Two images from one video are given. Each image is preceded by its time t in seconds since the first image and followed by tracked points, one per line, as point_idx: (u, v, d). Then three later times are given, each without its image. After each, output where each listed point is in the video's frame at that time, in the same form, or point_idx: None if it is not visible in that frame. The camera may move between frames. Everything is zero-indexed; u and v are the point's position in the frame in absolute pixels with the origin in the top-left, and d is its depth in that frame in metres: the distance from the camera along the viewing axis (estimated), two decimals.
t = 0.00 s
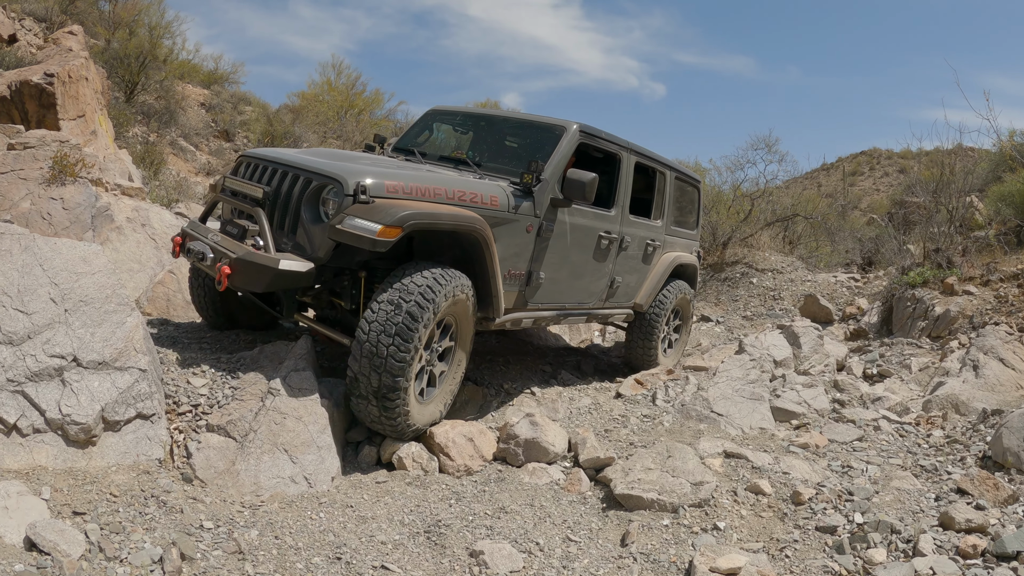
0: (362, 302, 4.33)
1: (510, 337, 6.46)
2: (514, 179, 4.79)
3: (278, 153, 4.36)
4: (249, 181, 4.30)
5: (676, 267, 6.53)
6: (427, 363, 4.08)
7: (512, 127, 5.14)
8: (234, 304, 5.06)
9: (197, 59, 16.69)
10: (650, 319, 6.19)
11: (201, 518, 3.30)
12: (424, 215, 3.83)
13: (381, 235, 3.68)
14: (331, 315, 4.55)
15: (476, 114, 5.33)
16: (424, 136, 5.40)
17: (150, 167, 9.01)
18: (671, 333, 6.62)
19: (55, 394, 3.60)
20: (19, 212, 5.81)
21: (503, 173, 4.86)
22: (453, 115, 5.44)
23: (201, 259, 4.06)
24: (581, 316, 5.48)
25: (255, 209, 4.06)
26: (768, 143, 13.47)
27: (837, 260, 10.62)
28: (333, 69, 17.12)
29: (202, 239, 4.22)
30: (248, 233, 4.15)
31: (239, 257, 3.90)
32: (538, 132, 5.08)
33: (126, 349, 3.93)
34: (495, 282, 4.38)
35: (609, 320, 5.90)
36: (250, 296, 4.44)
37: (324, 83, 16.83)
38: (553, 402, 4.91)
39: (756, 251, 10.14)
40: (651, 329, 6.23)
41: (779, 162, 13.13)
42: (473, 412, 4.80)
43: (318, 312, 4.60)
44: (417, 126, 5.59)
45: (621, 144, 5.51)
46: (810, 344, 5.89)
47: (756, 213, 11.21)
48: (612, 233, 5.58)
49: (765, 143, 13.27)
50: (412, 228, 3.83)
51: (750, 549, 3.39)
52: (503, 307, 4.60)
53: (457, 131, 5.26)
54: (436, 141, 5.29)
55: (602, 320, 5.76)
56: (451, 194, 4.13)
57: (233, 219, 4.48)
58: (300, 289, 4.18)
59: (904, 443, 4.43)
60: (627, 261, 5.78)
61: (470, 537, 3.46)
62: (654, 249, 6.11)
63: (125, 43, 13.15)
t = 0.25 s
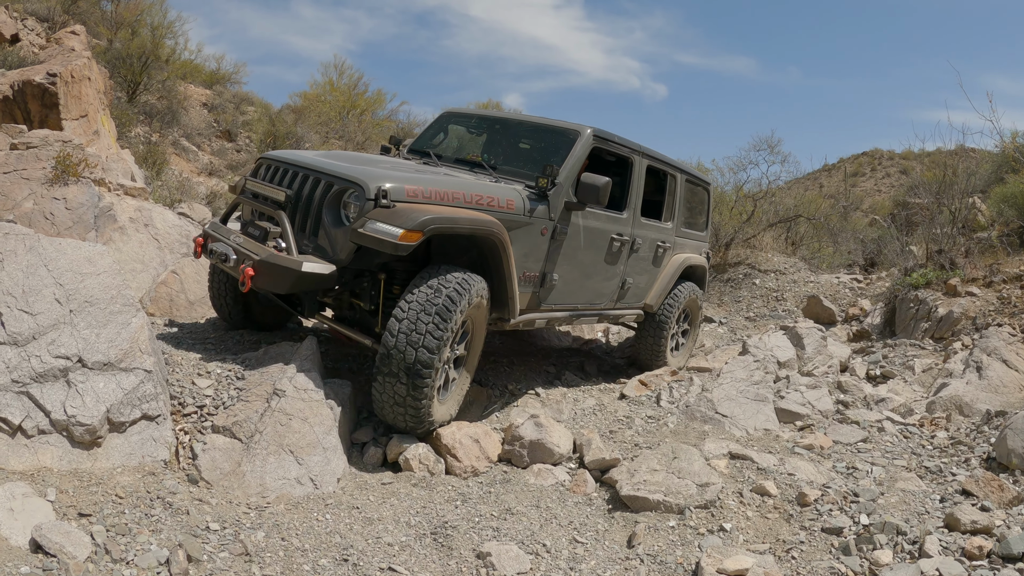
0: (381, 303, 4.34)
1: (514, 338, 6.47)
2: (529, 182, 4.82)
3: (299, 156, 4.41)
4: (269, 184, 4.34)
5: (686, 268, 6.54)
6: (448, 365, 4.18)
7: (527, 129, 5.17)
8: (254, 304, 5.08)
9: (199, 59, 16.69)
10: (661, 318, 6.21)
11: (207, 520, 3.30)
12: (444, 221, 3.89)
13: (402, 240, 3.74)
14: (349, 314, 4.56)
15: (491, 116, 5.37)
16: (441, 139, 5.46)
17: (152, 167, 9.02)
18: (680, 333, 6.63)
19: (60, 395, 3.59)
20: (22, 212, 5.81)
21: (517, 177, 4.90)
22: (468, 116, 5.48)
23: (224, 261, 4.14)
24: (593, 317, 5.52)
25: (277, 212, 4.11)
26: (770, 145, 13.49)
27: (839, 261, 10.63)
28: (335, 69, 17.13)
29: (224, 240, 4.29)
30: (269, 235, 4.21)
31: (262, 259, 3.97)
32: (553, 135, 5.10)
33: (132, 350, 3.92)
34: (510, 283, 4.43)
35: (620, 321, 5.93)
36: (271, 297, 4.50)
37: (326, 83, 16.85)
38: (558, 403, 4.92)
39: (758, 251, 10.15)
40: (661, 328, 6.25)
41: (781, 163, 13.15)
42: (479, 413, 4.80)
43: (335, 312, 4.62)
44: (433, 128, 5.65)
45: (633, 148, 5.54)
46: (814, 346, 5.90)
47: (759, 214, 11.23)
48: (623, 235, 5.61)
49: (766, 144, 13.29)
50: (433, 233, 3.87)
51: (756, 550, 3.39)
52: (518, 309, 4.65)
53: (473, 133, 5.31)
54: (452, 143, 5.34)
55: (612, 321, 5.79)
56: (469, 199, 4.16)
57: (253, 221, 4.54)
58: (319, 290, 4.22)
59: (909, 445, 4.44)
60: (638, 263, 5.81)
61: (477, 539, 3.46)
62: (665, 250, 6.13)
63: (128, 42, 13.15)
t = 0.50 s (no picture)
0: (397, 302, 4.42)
1: (517, 338, 6.48)
2: (541, 185, 4.92)
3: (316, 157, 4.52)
4: (288, 185, 4.46)
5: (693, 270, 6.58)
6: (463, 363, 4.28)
7: (539, 131, 5.28)
8: (271, 301, 5.14)
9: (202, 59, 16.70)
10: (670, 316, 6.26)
11: (212, 521, 3.29)
12: (458, 225, 4.00)
13: (419, 244, 3.83)
14: (364, 314, 4.65)
15: (505, 118, 5.49)
16: (455, 138, 5.58)
17: (155, 167, 9.02)
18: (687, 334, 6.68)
19: (65, 395, 3.59)
20: (25, 212, 5.81)
21: (529, 179, 5.01)
22: (482, 118, 5.61)
23: (243, 259, 4.24)
24: (602, 318, 5.60)
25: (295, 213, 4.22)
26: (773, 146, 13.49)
27: (842, 261, 10.63)
28: (337, 70, 17.14)
29: (242, 240, 4.37)
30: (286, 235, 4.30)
31: (280, 259, 4.05)
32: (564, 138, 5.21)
33: (136, 350, 3.92)
34: (521, 284, 4.53)
35: (629, 322, 6.00)
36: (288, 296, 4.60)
37: (328, 83, 16.87)
38: (562, 404, 4.93)
39: (761, 252, 10.15)
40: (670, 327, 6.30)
41: (784, 164, 13.16)
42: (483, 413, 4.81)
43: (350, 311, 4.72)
44: (448, 128, 5.77)
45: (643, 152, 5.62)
46: (818, 347, 5.90)
47: (762, 215, 11.24)
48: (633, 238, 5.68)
49: (769, 145, 13.30)
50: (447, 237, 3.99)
51: (762, 551, 3.39)
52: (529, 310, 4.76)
53: (486, 134, 5.43)
54: (466, 144, 5.47)
55: (620, 322, 5.86)
56: (482, 203, 4.26)
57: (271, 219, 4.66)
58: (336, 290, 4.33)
59: (913, 446, 4.44)
60: (647, 264, 5.87)
61: (483, 539, 3.46)
62: (673, 252, 6.18)
63: (130, 42, 13.15)
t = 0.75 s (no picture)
0: (408, 299, 4.62)
1: (520, 338, 6.49)
2: (550, 184, 5.04)
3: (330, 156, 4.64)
4: (302, 184, 4.58)
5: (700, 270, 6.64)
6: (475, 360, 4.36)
7: (548, 132, 5.39)
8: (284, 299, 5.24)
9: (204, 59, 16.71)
10: (676, 315, 6.33)
11: (216, 521, 3.29)
12: (470, 223, 4.11)
13: (431, 241, 3.95)
14: (376, 311, 4.84)
15: (514, 119, 5.61)
16: (465, 138, 5.71)
17: (158, 166, 9.02)
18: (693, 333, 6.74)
19: (68, 394, 3.59)
20: (28, 211, 5.82)
21: (538, 178, 5.11)
22: (492, 118, 5.73)
23: (258, 256, 4.35)
24: (609, 315, 5.71)
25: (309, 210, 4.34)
26: (776, 146, 13.49)
27: (845, 262, 10.62)
28: (340, 69, 17.14)
29: (257, 237, 4.53)
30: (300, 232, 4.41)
31: (295, 256, 4.14)
32: (572, 137, 5.32)
33: (140, 349, 3.92)
34: (530, 282, 4.64)
35: (635, 320, 6.10)
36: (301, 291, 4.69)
37: (331, 83, 16.88)
38: (566, 404, 4.94)
39: (764, 253, 10.15)
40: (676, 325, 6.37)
41: (787, 165, 13.15)
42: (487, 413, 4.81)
43: (363, 308, 4.87)
44: (458, 128, 5.90)
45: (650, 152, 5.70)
46: (821, 347, 5.89)
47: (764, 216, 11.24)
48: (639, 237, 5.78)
49: (772, 145, 13.30)
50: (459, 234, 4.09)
51: (767, 552, 3.39)
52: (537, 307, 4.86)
53: (496, 135, 5.55)
54: (476, 144, 5.60)
55: (627, 320, 5.96)
56: (493, 201, 4.36)
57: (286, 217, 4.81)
58: (348, 287, 4.48)
59: (917, 446, 4.43)
60: (654, 263, 5.97)
61: (487, 539, 3.46)
62: (680, 252, 6.26)
63: (133, 42, 13.16)
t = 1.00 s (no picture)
0: (416, 302, 4.71)
1: (523, 339, 6.50)
2: (556, 188, 5.13)
3: (340, 162, 4.78)
4: (314, 189, 4.72)
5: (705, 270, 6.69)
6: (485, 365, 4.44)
7: (554, 135, 5.49)
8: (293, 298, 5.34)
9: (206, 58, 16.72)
10: (682, 314, 6.38)
11: (220, 521, 3.30)
12: (478, 229, 4.22)
13: (439, 247, 4.05)
14: (385, 313, 4.94)
15: (522, 122, 5.71)
16: (473, 141, 5.82)
17: (160, 166, 9.02)
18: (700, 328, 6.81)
19: (72, 395, 3.59)
20: (30, 211, 5.82)
21: (544, 181, 5.21)
22: (499, 122, 5.84)
23: (270, 260, 4.49)
24: (615, 317, 5.76)
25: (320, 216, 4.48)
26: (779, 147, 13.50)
27: (847, 263, 10.62)
28: (342, 69, 17.15)
29: (267, 241, 4.64)
30: (311, 236, 4.54)
31: (305, 261, 4.31)
32: (578, 141, 5.40)
33: (143, 350, 3.92)
34: (537, 285, 4.75)
35: (641, 321, 6.14)
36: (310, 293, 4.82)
37: (333, 83, 16.89)
38: (569, 405, 4.94)
39: (767, 253, 10.14)
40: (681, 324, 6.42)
41: (790, 165, 13.15)
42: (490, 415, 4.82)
43: (373, 309, 4.96)
44: (467, 131, 6.01)
45: (657, 155, 5.73)
46: (823, 348, 5.86)
47: (767, 216, 11.24)
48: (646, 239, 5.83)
49: (775, 146, 13.31)
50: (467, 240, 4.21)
51: (771, 553, 3.39)
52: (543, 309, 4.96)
53: (504, 138, 5.66)
54: (484, 148, 5.71)
55: (633, 321, 6.01)
56: (500, 206, 4.48)
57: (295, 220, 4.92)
58: (359, 292, 4.58)
59: (920, 448, 4.43)
60: (660, 265, 6.01)
61: (491, 541, 3.45)
62: (686, 253, 6.31)
63: (136, 42, 13.16)
